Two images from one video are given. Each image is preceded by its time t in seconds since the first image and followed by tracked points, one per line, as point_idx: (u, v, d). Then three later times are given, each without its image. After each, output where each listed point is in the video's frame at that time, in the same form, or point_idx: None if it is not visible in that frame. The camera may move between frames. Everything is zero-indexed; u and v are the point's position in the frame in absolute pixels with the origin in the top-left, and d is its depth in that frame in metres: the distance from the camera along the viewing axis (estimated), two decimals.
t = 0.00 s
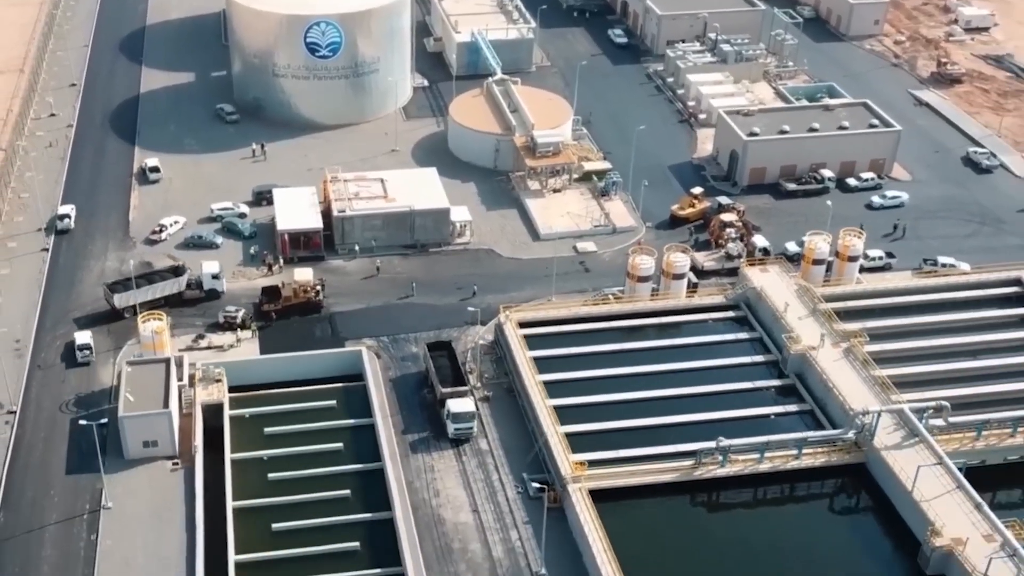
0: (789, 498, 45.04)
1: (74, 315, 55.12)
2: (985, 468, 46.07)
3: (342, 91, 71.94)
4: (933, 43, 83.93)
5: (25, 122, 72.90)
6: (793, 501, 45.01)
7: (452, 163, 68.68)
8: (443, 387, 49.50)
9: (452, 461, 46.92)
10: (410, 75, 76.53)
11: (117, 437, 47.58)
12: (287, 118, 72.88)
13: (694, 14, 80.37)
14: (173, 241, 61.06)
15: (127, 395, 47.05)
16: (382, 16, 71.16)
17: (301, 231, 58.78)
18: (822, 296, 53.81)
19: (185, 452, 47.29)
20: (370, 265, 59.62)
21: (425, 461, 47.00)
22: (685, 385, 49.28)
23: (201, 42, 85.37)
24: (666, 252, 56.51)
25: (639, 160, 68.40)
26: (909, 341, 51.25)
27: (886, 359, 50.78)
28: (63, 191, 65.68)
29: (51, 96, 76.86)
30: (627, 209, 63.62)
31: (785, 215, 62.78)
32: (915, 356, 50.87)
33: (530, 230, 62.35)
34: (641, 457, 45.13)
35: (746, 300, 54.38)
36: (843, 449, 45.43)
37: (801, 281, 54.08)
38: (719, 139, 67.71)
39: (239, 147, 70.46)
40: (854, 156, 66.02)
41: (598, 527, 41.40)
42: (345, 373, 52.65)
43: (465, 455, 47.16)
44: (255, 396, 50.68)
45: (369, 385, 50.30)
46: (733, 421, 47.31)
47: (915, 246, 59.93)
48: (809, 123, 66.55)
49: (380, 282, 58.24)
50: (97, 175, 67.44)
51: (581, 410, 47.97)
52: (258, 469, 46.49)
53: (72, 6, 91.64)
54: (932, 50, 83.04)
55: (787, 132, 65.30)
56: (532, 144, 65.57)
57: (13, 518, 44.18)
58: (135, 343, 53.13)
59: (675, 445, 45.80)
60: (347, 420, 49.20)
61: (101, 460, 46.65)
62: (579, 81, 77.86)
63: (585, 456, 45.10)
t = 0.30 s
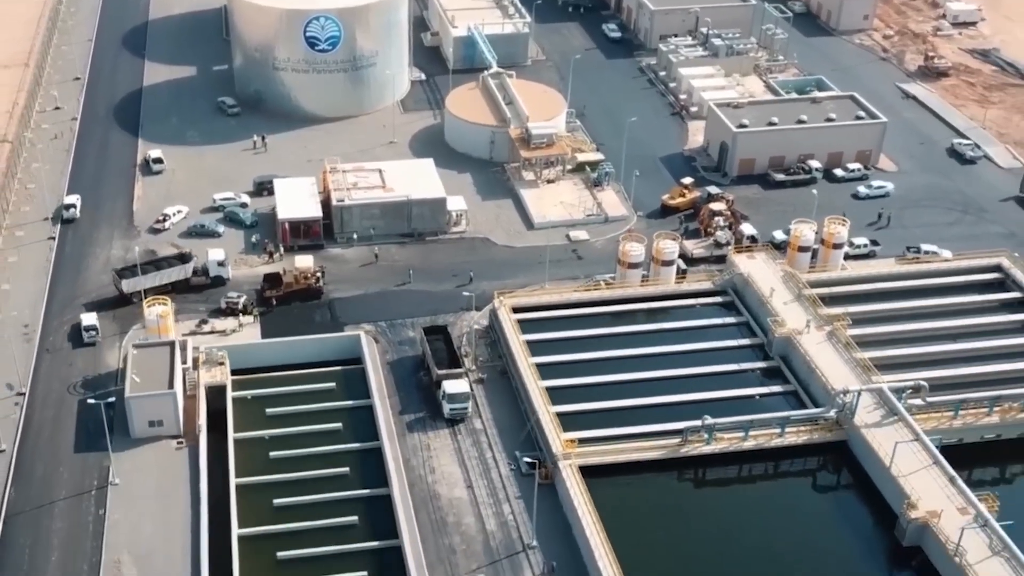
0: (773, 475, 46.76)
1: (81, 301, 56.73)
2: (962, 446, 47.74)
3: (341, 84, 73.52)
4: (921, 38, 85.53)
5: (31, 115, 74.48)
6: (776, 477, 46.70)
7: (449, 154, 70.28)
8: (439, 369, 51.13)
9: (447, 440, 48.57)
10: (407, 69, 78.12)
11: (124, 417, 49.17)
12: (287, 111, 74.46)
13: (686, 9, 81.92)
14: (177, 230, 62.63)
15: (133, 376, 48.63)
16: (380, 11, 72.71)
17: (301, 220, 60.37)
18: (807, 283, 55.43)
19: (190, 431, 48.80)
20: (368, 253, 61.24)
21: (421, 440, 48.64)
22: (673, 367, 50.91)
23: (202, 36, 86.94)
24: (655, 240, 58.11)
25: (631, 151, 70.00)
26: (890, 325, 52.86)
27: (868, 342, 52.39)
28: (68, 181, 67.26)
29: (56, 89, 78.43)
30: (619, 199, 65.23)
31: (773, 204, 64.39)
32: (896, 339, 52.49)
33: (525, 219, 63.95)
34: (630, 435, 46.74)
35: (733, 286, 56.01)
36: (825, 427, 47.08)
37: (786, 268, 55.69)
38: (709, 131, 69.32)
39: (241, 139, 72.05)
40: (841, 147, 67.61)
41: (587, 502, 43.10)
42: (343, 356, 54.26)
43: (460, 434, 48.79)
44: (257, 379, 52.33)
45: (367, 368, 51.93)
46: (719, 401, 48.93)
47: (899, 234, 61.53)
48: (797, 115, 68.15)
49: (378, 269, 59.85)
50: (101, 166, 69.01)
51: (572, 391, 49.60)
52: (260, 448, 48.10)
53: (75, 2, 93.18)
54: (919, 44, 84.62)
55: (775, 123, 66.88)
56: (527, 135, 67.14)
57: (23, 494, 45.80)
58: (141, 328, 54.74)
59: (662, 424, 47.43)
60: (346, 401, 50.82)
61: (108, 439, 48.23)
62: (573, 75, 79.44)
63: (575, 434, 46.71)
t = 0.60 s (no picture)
0: (754, 449, 48.68)
1: (88, 286, 58.58)
2: (937, 422, 49.63)
3: (339, 76, 75.32)
4: (907, 32, 87.37)
5: (37, 107, 76.26)
6: (758, 452, 48.64)
7: (445, 144, 72.11)
8: (434, 349, 53.00)
9: (442, 417, 50.46)
10: (404, 62, 79.92)
11: (130, 395, 51.06)
12: (287, 102, 76.28)
13: (677, 3, 83.69)
14: (180, 217, 64.47)
15: (139, 355, 50.52)
16: (378, 5, 74.47)
17: (301, 207, 62.20)
18: (791, 267, 57.29)
19: (194, 408, 50.71)
20: (366, 239, 63.08)
21: (417, 417, 50.55)
22: (659, 347, 52.80)
23: (204, 30, 88.70)
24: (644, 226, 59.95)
25: (622, 141, 71.83)
26: (870, 307, 54.72)
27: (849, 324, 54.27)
28: (74, 171, 69.06)
29: (61, 82, 80.20)
30: (610, 187, 67.08)
31: (759, 192, 66.24)
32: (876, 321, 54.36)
33: (518, 207, 65.80)
34: (617, 411, 48.64)
35: (720, 270, 57.90)
36: (805, 403, 48.96)
37: (771, 253, 57.55)
38: (698, 122, 71.16)
39: (242, 130, 73.86)
40: (827, 137, 69.44)
41: (575, 474, 45.03)
42: (342, 338, 56.11)
43: (455, 411, 50.70)
44: (258, 359, 54.21)
45: (365, 349, 53.79)
46: (704, 379, 50.82)
47: (882, 221, 63.39)
48: (783, 106, 69.97)
49: (376, 255, 61.71)
50: (106, 156, 70.82)
51: (563, 370, 51.48)
52: (262, 424, 50.00)
53: None
54: (906, 38, 86.44)
55: (762, 114, 68.71)
56: (521, 126, 68.99)
57: (34, 468, 47.61)
58: (146, 311, 56.60)
59: (649, 400, 49.33)
60: (345, 380, 52.71)
61: (116, 415, 50.12)
62: (567, 68, 81.23)
63: (565, 410, 48.60)
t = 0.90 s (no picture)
0: (739, 428, 50.40)
1: (94, 273, 60.20)
2: (917, 402, 51.34)
3: (338, 70, 76.93)
4: (895, 26, 89.06)
5: (42, 100, 77.87)
6: (743, 431, 50.34)
7: (442, 136, 73.76)
8: (430, 333, 54.68)
9: (437, 398, 52.19)
10: (402, 56, 81.56)
11: (136, 377, 52.70)
12: (287, 96, 77.91)
13: None
14: (183, 207, 66.10)
15: (145, 339, 52.14)
16: None
17: (301, 197, 63.84)
18: (777, 254, 58.95)
19: (198, 390, 52.37)
20: (364, 228, 64.72)
21: (414, 398, 52.26)
22: (648, 331, 54.49)
23: (205, 25, 90.30)
24: (635, 214, 61.60)
25: (615, 133, 73.50)
26: (854, 293, 56.39)
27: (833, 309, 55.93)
28: (79, 162, 70.66)
29: (66, 76, 81.78)
30: (602, 177, 68.77)
31: (748, 183, 67.90)
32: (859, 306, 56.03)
33: (513, 197, 67.46)
34: (607, 391, 50.33)
35: (708, 257, 59.58)
36: (789, 384, 50.65)
37: (758, 240, 59.21)
38: (689, 114, 72.80)
39: (243, 122, 75.48)
40: (815, 129, 71.08)
41: (566, 451, 46.72)
42: (341, 323, 57.75)
43: (450, 393, 52.42)
44: (260, 343, 55.89)
45: (363, 333, 55.47)
46: (691, 361, 52.50)
47: (867, 210, 65.06)
48: (772, 98, 71.59)
49: (374, 243, 63.35)
50: (110, 148, 72.42)
51: (555, 353, 53.16)
52: (264, 406, 51.70)
53: None
54: (894, 33, 88.12)
55: (751, 106, 70.31)
56: (515, 118, 70.64)
57: (44, 446, 49.08)
58: (150, 297, 58.26)
59: (637, 381, 51.04)
60: (343, 363, 54.38)
61: (122, 397, 51.75)
62: (561, 62, 82.85)
63: (556, 391, 50.30)
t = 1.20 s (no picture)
0: (725, 409, 52.14)
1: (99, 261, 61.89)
2: (898, 383, 53.03)
3: (337, 63, 78.58)
4: (883, 21, 90.78)
5: (47, 94, 79.55)
6: (729, 411, 52.06)
7: (438, 129, 75.46)
8: (426, 317, 56.37)
9: (433, 380, 53.93)
10: (399, 50, 83.23)
11: (141, 360, 54.39)
12: (287, 89, 79.59)
13: None
14: (186, 197, 67.79)
15: (149, 322, 53.83)
16: None
17: (301, 187, 65.51)
18: (764, 241, 60.64)
19: (202, 372, 54.09)
20: (363, 217, 66.38)
21: (410, 380, 54.01)
22: (638, 315, 56.22)
23: (207, 21, 91.93)
24: (626, 203, 63.27)
25: (607, 125, 75.20)
26: (838, 279, 58.04)
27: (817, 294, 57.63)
28: (83, 153, 72.31)
29: (70, 69, 83.43)
30: (595, 168, 70.49)
31: (737, 173, 69.59)
32: (843, 291, 57.69)
33: (508, 187, 69.14)
34: (597, 372, 52.05)
35: (697, 245, 61.30)
36: (773, 364, 52.36)
37: (745, 228, 60.91)
38: (680, 107, 74.48)
39: (244, 115, 77.15)
40: (802, 121, 72.76)
41: (557, 429, 48.45)
42: (340, 308, 59.43)
43: (445, 374, 54.18)
44: (261, 328, 57.60)
45: (361, 318, 57.17)
46: (679, 344, 54.21)
47: (852, 199, 66.76)
48: (761, 91, 73.27)
49: (372, 232, 65.02)
50: (114, 140, 74.07)
51: (547, 336, 54.88)
52: (265, 387, 53.43)
53: None
54: (882, 27, 89.83)
55: (740, 98, 71.94)
56: (510, 110, 72.34)
57: (53, 426, 50.77)
58: (154, 283, 59.99)
59: (626, 363, 52.79)
60: (342, 347, 56.09)
61: (128, 379, 53.44)
62: (555, 56, 84.54)
63: (548, 372, 52.03)
